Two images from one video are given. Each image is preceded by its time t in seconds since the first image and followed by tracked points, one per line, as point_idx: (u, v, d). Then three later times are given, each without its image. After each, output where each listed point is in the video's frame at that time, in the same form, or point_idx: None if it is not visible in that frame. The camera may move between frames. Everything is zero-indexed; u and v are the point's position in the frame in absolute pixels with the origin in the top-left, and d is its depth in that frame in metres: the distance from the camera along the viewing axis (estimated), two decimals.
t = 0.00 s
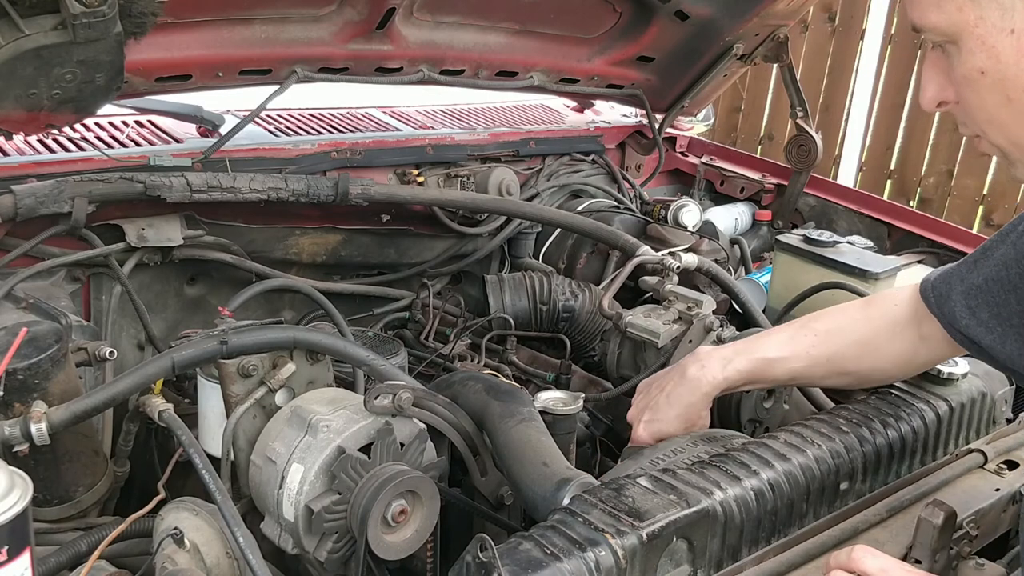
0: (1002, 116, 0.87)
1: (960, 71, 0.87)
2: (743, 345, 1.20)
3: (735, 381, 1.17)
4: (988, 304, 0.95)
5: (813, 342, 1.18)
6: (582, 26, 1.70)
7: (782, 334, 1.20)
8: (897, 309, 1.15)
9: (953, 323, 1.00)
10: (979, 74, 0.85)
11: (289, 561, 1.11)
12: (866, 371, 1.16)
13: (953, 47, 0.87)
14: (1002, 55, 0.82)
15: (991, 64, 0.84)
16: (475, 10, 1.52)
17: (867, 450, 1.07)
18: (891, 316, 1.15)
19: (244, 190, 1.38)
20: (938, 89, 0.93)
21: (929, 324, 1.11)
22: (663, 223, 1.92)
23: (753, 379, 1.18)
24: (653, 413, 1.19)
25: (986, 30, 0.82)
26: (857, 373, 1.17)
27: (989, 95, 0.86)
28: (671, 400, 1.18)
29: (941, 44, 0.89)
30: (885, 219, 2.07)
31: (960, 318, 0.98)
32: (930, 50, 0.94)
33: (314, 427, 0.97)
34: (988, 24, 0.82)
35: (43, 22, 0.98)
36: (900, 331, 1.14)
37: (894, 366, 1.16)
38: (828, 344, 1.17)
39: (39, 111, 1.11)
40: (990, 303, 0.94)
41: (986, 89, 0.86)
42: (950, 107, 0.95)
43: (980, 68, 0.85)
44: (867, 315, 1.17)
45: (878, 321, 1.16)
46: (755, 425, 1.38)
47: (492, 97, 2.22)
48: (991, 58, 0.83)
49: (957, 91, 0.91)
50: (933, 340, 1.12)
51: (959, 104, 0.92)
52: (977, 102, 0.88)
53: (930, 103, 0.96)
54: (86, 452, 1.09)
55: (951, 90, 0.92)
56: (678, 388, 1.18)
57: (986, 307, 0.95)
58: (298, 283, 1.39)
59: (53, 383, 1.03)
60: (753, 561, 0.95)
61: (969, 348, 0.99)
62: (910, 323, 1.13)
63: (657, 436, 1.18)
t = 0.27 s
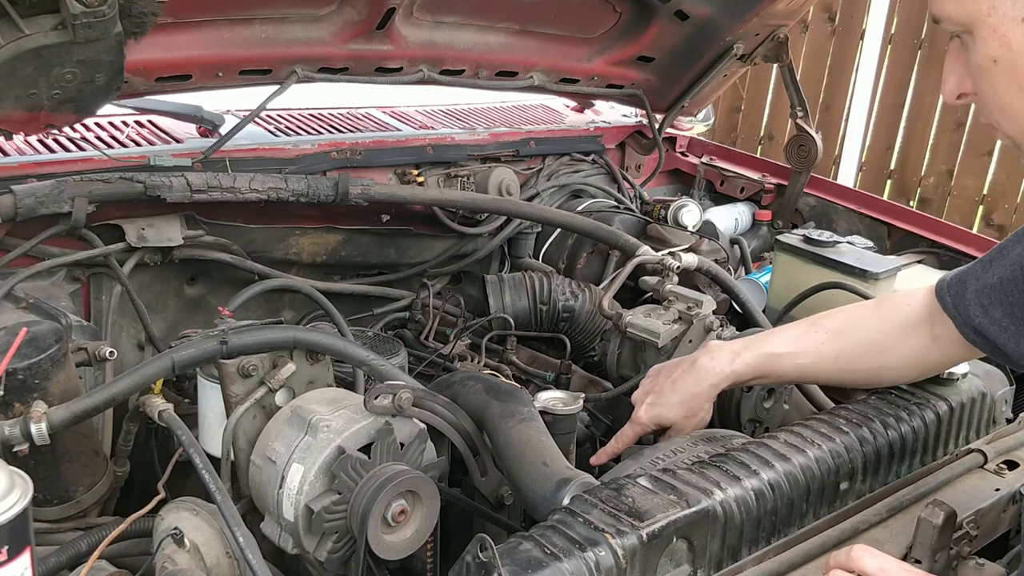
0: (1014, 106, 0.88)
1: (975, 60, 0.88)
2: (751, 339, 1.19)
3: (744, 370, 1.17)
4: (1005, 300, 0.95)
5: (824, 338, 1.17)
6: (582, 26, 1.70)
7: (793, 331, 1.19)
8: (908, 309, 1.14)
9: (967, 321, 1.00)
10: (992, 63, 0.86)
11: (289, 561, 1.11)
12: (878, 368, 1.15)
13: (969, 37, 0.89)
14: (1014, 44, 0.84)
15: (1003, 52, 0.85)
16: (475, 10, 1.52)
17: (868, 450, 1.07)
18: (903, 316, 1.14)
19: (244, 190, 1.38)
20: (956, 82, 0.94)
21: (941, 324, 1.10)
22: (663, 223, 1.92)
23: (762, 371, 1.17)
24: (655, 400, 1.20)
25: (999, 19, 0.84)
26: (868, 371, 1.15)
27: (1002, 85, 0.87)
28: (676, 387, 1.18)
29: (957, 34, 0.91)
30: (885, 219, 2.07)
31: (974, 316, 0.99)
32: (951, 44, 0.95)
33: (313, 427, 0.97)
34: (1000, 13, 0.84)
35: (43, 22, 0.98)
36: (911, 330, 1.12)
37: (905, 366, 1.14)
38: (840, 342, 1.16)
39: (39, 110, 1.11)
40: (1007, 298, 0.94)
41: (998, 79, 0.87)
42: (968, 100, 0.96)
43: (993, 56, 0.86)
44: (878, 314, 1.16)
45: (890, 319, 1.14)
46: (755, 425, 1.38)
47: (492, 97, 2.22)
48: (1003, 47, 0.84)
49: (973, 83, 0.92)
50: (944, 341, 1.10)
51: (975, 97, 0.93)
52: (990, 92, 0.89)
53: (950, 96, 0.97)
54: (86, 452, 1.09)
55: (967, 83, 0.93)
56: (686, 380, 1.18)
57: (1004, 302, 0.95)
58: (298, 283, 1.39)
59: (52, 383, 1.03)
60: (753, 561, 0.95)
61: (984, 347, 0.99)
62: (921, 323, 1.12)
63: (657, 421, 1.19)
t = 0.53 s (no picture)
0: None
1: (991, 47, 0.88)
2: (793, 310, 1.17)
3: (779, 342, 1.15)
4: None
5: (855, 312, 1.14)
6: (583, 26, 1.70)
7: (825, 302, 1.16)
8: (943, 286, 1.10)
9: (986, 305, 0.97)
10: (1006, 49, 0.87)
11: (289, 561, 1.11)
12: (907, 346, 1.12)
13: (987, 25, 0.89)
14: None
15: (1018, 37, 0.85)
16: (475, 10, 1.52)
17: (868, 451, 1.07)
18: (936, 294, 1.10)
19: (244, 190, 1.38)
20: (975, 72, 0.94)
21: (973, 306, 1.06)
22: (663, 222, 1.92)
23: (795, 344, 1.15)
24: (687, 369, 1.19)
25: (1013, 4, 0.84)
26: (898, 347, 1.13)
27: (1017, 70, 0.87)
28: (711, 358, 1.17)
29: (975, 23, 0.90)
30: (885, 219, 2.07)
31: (993, 301, 0.96)
32: (972, 37, 0.95)
33: (313, 427, 0.97)
34: None
35: (43, 22, 0.98)
36: (944, 309, 1.09)
37: (936, 345, 1.12)
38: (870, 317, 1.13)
39: (39, 111, 1.11)
40: None
41: (1013, 65, 0.87)
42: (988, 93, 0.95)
43: (1007, 42, 0.86)
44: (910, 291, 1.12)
45: (923, 296, 1.11)
46: (755, 425, 1.38)
47: (492, 97, 2.22)
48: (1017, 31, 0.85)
49: (991, 72, 0.91)
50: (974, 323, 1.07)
51: (994, 88, 0.93)
52: (1006, 79, 0.89)
53: (969, 89, 0.97)
54: (86, 452, 1.09)
55: (986, 73, 0.93)
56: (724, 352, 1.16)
57: None
58: (298, 283, 1.39)
59: (52, 383, 1.03)
60: (752, 561, 0.95)
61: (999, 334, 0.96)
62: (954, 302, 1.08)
63: (690, 389, 1.18)
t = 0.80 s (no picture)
0: None
1: (1007, 36, 0.92)
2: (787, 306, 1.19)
3: (778, 335, 1.17)
4: None
5: (866, 317, 1.15)
6: (583, 26, 1.70)
7: (838, 304, 1.17)
8: (956, 303, 1.09)
9: (997, 322, 0.99)
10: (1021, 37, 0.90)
11: (289, 561, 1.11)
12: (912, 357, 1.12)
13: (1002, 14, 0.92)
14: None
15: None
16: (475, 10, 1.52)
17: (868, 451, 1.07)
18: (949, 310, 1.10)
19: (244, 190, 1.38)
20: (991, 64, 0.98)
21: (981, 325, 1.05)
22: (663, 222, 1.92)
23: (796, 341, 1.17)
24: (688, 358, 1.20)
25: None
26: (903, 358, 1.13)
27: None
28: (711, 346, 1.18)
29: (992, 14, 0.94)
30: (885, 219, 2.07)
31: (1005, 317, 0.98)
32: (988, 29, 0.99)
33: (314, 427, 0.97)
34: None
35: (43, 22, 0.98)
36: (951, 325, 1.09)
37: (940, 360, 1.11)
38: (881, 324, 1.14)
39: (39, 111, 1.11)
40: None
41: None
42: (1002, 85, 0.99)
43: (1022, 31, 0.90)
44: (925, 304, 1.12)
45: (935, 309, 1.11)
46: (755, 425, 1.39)
47: (492, 97, 2.22)
48: None
49: (1006, 63, 0.95)
50: (981, 343, 1.06)
51: (1009, 79, 0.97)
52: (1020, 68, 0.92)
53: (984, 81, 1.00)
54: (86, 452, 1.09)
55: (1001, 64, 0.97)
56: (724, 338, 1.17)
57: None
58: (298, 283, 1.39)
59: (53, 383, 1.03)
60: (752, 561, 0.95)
61: (1013, 349, 0.99)
62: (965, 319, 1.08)
63: (691, 378, 1.19)
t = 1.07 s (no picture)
0: None
1: (1013, 33, 0.92)
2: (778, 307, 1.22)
3: (771, 333, 1.18)
4: None
5: (860, 315, 1.16)
6: (583, 26, 1.70)
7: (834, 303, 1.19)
8: (950, 302, 1.11)
9: (994, 320, 1.01)
10: None
11: (289, 561, 1.11)
12: (906, 355, 1.13)
13: (1008, 12, 0.92)
14: None
15: None
16: (475, 10, 1.52)
17: (868, 451, 1.07)
18: (942, 308, 1.11)
19: (244, 190, 1.38)
20: (995, 62, 0.98)
21: (974, 321, 1.07)
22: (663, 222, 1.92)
23: (789, 338, 1.18)
24: (683, 358, 1.21)
25: None
26: (897, 356, 1.14)
27: None
28: (707, 346, 1.20)
29: (997, 12, 0.94)
30: (885, 219, 2.07)
31: (1002, 315, 1.00)
32: (992, 27, 0.99)
33: (314, 427, 0.97)
34: None
35: (43, 22, 0.98)
36: (945, 322, 1.10)
37: (934, 359, 1.11)
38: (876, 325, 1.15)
39: (39, 111, 1.11)
40: None
41: None
42: (1006, 84, 0.98)
43: None
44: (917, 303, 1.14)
45: (930, 308, 1.12)
46: (755, 425, 1.39)
47: (492, 97, 2.22)
48: None
49: (1010, 61, 0.95)
50: (975, 339, 1.07)
51: (1012, 77, 0.96)
52: None
53: (988, 80, 1.00)
54: (86, 452, 1.09)
55: (1005, 62, 0.96)
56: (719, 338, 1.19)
57: None
58: (298, 283, 1.39)
59: (53, 383, 1.03)
60: (752, 561, 0.95)
61: (1010, 346, 1.00)
62: (958, 317, 1.09)
63: (687, 379, 1.20)
